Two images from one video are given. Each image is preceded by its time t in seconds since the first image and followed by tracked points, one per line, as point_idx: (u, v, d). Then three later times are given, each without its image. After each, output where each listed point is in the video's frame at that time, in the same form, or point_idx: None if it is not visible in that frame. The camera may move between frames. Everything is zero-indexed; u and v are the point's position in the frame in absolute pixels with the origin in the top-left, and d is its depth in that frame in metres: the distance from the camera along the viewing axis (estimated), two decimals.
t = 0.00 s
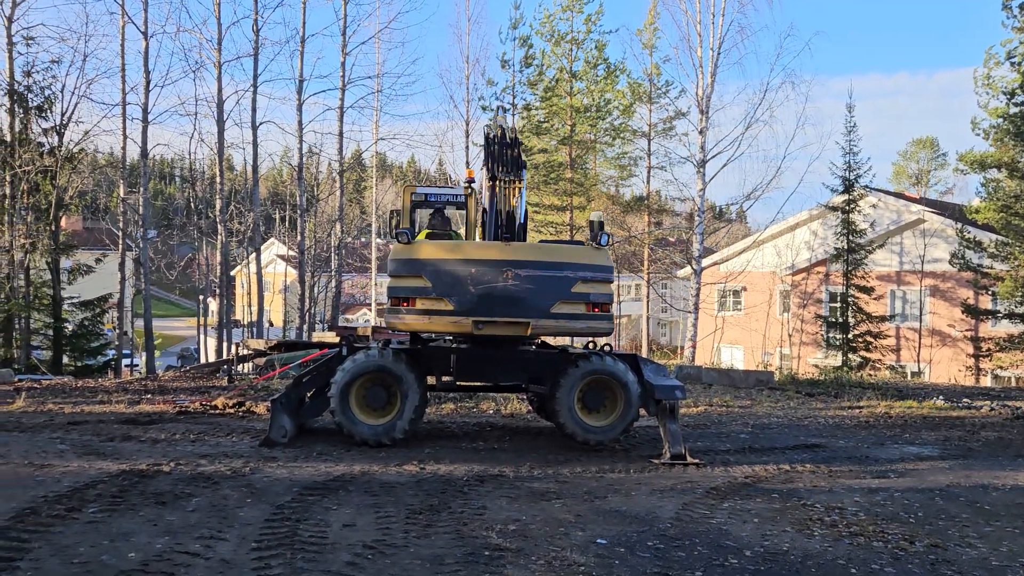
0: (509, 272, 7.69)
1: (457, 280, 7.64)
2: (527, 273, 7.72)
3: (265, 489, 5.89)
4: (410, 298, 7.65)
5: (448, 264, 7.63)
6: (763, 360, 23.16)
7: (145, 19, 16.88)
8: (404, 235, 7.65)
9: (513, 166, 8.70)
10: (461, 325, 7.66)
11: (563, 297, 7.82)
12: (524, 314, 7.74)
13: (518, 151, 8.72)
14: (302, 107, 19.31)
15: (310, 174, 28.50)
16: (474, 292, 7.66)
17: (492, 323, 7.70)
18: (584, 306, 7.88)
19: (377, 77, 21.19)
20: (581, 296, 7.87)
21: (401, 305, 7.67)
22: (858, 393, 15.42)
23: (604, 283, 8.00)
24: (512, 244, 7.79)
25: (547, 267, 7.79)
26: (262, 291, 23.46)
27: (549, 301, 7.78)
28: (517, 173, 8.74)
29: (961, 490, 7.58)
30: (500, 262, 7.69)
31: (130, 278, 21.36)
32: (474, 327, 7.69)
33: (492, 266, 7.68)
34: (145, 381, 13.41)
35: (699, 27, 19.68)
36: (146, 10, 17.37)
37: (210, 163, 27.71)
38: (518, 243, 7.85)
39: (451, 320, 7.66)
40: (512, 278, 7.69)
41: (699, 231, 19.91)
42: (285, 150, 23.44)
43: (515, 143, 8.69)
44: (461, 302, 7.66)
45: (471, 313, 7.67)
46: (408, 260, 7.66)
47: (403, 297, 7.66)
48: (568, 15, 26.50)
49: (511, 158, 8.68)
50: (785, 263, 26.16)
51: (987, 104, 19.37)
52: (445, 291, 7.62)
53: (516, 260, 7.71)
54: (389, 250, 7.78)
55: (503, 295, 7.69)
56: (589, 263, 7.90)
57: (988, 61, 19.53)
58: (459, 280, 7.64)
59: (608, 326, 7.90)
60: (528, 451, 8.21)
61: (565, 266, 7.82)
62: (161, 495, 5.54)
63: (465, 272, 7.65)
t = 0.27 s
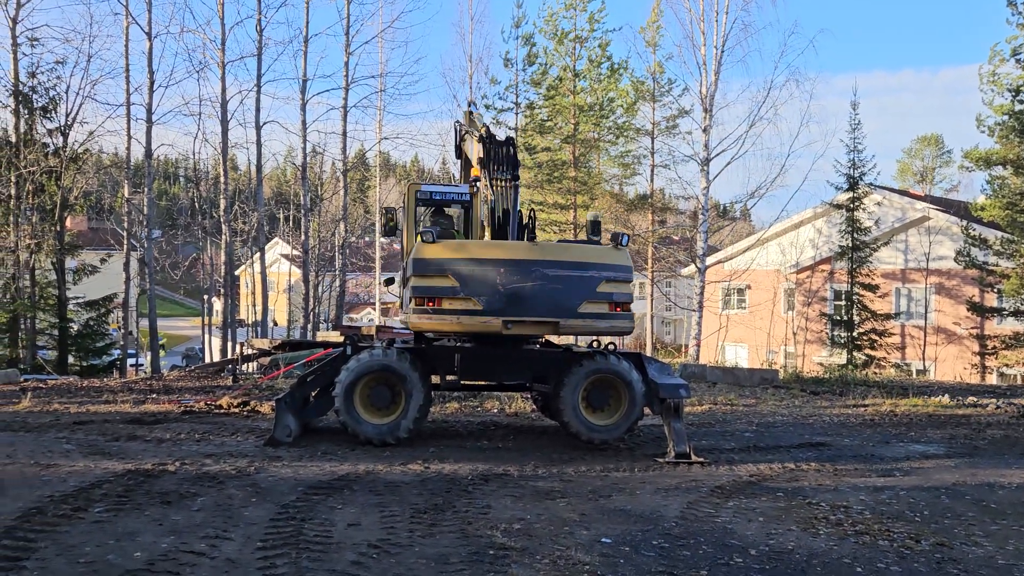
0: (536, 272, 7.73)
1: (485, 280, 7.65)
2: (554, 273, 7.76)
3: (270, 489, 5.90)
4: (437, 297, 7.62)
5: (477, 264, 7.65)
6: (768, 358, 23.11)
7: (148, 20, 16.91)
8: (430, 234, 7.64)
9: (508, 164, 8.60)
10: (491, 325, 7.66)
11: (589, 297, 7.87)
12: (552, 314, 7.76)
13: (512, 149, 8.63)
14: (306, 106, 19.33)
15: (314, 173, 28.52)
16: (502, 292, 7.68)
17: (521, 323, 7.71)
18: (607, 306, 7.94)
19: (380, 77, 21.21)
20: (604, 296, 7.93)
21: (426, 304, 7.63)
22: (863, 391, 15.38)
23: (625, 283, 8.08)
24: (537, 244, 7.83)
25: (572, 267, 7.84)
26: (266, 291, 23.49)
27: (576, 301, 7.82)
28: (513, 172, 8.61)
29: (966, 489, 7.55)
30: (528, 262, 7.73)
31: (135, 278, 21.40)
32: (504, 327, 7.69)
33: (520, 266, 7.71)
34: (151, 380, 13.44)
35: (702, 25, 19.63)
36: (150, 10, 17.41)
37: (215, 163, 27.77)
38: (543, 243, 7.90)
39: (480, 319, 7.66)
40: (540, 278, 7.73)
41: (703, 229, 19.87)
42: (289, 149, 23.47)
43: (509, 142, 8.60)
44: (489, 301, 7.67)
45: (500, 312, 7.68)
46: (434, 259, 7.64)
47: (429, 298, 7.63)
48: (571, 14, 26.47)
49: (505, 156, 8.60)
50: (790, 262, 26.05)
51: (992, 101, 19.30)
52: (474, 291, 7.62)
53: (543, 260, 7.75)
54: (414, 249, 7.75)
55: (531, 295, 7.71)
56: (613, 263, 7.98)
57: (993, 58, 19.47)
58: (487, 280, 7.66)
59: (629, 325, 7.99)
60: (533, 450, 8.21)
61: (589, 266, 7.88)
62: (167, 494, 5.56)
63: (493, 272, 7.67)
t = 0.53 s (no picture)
0: (562, 271, 7.73)
1: (512, 279, 7.64)
2: (579, 272, 7.77)
3: (274, 488, 5.91)
4: (464, 297, 7.59)
5: (502, 263, 7.64)
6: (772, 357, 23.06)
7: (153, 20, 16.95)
8: (456, 233, 7.59)
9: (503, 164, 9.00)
10: (519, 324, 7.65)
11: (612, 296, 7.90)
12: (577, 313, 7.74)
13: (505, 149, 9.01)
14: (310, 105, 19.35)
15: (318, 173, 28.54)
16: (528, 291, 7.67)
17: (548, 322, 7.71)
18: (629, 305, 7.98)
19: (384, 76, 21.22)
20: (625, 295, 7.96)
21: (453, 304, 7.59)
22: (868, 390, 15.35)
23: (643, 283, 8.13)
24: (561, 243, 7.84)
25: (596, 267, 7.86)
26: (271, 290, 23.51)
27: (600, 300, 7.83)
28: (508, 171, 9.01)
29: (971, 487, 7.54)
30: (552, 262, 7.72)
31: (140, 277, 21.44)
32: (531, 326, 7.69)
33: (546, 265, 7.70)
34: (155, 380, 13.47)
35: (706, 23, 19.57)
36: (154, 10, 17.45)
37: (219, 163, 27.82)
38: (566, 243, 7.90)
39: (507, 319, 7.65)
40: (565, 277, 7.73)
41: (708, 227, 19.82)
42: (293, 148, 23.49)
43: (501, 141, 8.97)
44: (515, 301, 7.67)
45: (526, 311, 7.67)
46: (460, 258, 7.60)
47: (455, 297, 7.60)
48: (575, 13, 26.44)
49: (500, 157, 9.00)
50: (794, 259, 25.85)
51: (997, 98, 19.23)
52: (500, 290, 7.60)
53: (568, 260, 7.75)
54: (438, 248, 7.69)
55: (555, 294, 7.70)
56: (633, 263, 8.01)
57: (998, 55, 19.39)
58: (513, 279, 7.65)
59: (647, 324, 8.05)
60: (537, 449, 8.21)
61: (612, 265, 7.90)
62: (172, 493, 5.58)
63: (519, 271, 7.66)
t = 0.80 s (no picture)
0: (586, 272, 7.72)
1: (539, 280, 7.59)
2: (603, 273, 7.77)
3: (280, 488, 5.92)
4: (491, 297, 7.50)
5: (529, 263, 7.58)
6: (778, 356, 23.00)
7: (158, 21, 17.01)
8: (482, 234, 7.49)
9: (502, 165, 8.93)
10: (547, 325, 7.59)
11: (633, 296, 7.93)
12: (601, 313, 7.75)
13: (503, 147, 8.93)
14: (314, 106, 19.37)
15: (323, 173, 28.58)
16: (555, 292, 7.63)
17: (574, 322, 7.66)
18: (647, 305, 8.01)
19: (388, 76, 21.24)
20: (644, 295, 8.00)
21: (481, 304, 7.50)
22: (875, 389, 15.29)
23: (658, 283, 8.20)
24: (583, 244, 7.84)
25: (618, 267, 7.88)
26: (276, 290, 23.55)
27: (622, 301, 7.85)
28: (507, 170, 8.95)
29: (979, 487, 7.50)
30: (577, 263, 7.71)
31: (146, 278, 21.49)
32: (559, 327, 7.63)
33: (571, 266, 7.68)
34: (161, 380, 13.50)
35: (711, 22, 19.53)
36: (159, 11, 17.50)
37: (224, 163, 27.87)
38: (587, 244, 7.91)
39: (535, 319, 7.58)
40: (590, 278, 7.73)
41: (713, 227, 19.76)
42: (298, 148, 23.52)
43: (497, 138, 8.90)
44: (542, 301, 7.62)
45: (554, 312, 7.62)
46: (487, 259, 7.50)
47: (482, 298, 7.50)
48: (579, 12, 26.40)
49: (497, 156, 8.91)
50: (800, 259, 25.84)
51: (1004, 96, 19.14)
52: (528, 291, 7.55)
53: (592, 260, 7.76)
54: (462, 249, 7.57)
55: (580, 295, 7.69)
56: (652, 264, 8.06)
57: (1004, 53, 19.30)
58: (540, 280, 7.60)
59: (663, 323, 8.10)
60: (542, 449, 8.21)
61: (632, 266, 7.94)
62: (177, 493, 5.58)
63: (545, 272, 7.62)
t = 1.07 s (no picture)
0: (613, 274, 7.69)
1: (569, 281, 7.53)
2: (629, 275, 7.75)
3: (288, 491, 5.90)
4: (522, 299, 7.42)
5: (559, 265, 7.52)
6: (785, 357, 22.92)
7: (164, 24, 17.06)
8: (511, 235, 7.41)
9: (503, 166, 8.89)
10: (577, 326, 7.52)
11: (655, 298, 7.93)
12: (627, 315, 7.72)
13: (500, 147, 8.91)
14: (320, 108, 19.39)
15: (329, 175, 28.61)
16: (584, 293, 7.58)
17: (602, 324, 7.62)
18: (667, 307, 8.01)
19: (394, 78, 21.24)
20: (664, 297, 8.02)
21: (511, 306, 7.41)
22: (884, 390, 15.20)
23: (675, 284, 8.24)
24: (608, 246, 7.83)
25: (641, 269, 7.89)
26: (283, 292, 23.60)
27: (645, 303, 7.83)
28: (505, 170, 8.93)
29: (991, 489, 7.43)
30: (604, 265, 7.68)
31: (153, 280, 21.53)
32: (588, 328, 7.57)
33: (597, 267, 7.65)
34: (169, 382, 13.52)
35: (716, 23, 19.46)
36: (165, 14, 17.55)
37: (230, 165, 27.92)
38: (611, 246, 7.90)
39: (565, 321, 7.52)
40: (617, 280, 7.70)
41: (719, 228, 19.68)
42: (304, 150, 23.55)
43: (495, 138, 8.88)
44: (571, 302, 7.56)
45: (583, 314, 7.56)
46: (516, 260, 7.42)
47: (511, 299, 7.41)
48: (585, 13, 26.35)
49: (495, 155, 8.88)
50: (807, 260, 25.66)
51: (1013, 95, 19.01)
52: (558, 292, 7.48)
53: (618, 262, 7.75)
54: (489, 250, 7.47)
55: (606, 296, 7.65)
56: (670, 266, 8.11)
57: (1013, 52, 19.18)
58: (568, 281, 7.54)
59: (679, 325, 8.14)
60: (550, 451, 8.17)
61: (654, 268, 7.96)
62: (185, 496, 5.57)
63: (574, 273, 7.56)
